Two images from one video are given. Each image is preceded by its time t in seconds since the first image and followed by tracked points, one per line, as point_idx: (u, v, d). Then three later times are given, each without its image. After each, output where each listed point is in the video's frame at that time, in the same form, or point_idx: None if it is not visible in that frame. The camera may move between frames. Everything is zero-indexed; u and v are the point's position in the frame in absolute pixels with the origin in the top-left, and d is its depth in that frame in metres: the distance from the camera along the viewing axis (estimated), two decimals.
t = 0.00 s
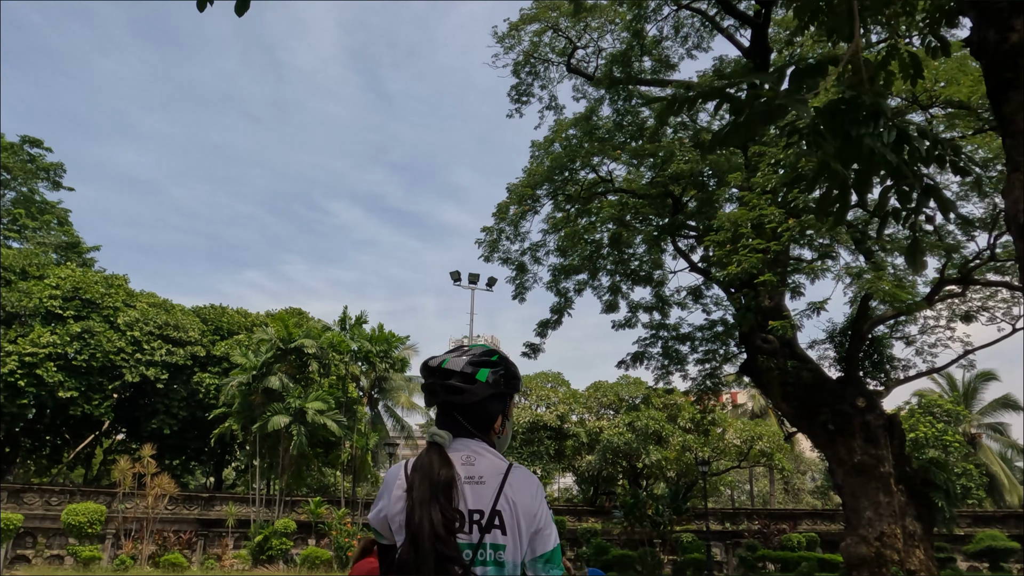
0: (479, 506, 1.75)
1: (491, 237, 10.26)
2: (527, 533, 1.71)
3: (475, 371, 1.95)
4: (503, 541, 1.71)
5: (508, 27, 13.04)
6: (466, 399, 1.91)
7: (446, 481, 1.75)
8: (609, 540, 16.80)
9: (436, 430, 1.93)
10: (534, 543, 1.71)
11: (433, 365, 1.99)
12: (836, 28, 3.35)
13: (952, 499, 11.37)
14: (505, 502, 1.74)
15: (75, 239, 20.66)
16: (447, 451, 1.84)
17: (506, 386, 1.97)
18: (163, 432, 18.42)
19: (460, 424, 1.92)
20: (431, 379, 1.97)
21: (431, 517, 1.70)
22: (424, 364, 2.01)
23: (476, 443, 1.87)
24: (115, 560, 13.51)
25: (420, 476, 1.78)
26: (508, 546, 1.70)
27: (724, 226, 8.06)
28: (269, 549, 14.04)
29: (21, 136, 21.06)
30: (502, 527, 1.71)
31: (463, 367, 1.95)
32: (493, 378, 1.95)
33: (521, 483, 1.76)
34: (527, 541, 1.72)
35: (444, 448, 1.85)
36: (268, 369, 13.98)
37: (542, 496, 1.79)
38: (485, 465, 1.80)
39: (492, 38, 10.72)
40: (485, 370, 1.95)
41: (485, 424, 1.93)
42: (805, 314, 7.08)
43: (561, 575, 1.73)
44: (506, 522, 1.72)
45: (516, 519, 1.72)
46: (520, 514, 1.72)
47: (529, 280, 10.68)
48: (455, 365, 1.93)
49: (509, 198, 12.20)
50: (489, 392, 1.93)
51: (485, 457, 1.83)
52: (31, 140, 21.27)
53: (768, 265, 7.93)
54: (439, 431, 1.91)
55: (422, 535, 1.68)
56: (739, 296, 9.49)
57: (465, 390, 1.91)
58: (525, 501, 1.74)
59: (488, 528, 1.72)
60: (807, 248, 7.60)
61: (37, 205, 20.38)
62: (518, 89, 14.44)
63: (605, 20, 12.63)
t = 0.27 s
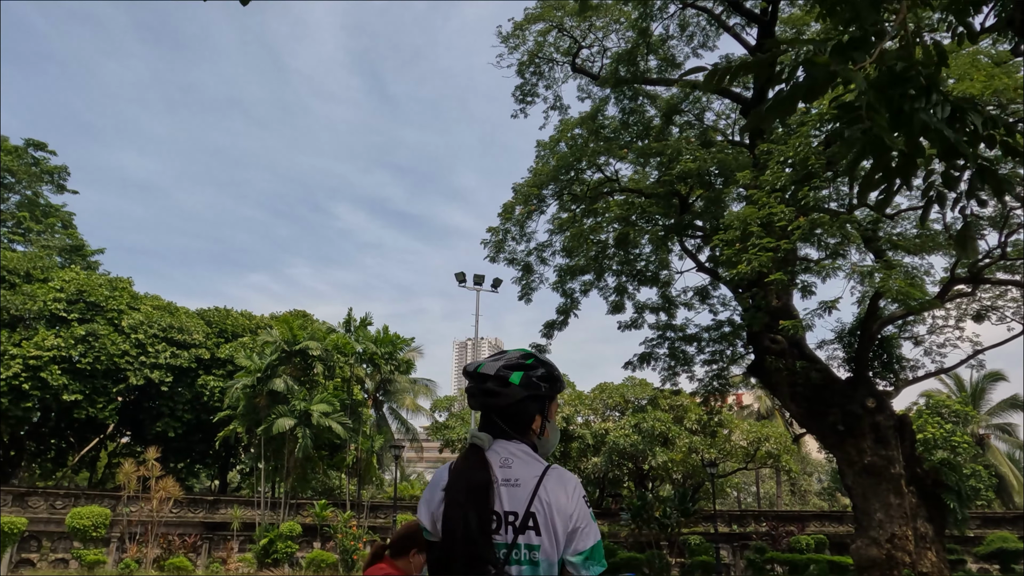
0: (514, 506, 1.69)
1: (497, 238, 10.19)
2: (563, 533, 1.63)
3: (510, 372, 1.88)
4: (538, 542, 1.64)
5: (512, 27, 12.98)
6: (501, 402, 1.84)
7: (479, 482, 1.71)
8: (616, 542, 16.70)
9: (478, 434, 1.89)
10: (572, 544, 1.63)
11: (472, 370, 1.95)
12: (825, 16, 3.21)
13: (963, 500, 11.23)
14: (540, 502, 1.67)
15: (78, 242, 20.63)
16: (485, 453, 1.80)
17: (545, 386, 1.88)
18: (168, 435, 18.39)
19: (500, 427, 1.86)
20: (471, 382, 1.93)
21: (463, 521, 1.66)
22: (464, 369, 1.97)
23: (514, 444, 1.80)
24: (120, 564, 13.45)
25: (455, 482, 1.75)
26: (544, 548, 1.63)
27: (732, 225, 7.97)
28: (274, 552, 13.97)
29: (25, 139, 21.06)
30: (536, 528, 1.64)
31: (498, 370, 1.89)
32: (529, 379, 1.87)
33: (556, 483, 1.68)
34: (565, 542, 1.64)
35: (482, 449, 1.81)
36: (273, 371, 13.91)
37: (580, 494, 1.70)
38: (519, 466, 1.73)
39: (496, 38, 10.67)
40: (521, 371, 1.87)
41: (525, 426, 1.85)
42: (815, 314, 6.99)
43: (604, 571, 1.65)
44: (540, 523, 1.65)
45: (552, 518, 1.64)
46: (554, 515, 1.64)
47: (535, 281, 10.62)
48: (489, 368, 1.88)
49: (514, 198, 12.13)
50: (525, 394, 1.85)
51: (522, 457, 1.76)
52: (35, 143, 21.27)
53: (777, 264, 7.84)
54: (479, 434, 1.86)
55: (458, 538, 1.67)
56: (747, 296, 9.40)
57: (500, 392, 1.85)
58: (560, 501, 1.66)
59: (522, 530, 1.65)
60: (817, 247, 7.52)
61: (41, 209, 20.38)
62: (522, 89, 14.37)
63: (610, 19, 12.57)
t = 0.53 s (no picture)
0: (532, 508, 1.76)
1: (500, 237, 10.12)
2: (581, 535, 1.70)
3: (533, 384, 1.93)
4: (554, 542, 1.70)
5: (514, 25, 12.92)
6: (525, 412, 1.90)
7: (500, 488, 1.79)
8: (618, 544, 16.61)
9: (505, 443, 1.96)
10: (588, 544, 1.70)
11: (498, 380, 2.01)
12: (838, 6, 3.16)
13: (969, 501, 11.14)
14: (557, 505, 1.73)
15: (80, 243, 20.59)
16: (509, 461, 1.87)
17: (568, 396, 1.93)
18: (169, 436, 18.33)
19: (524, 436, 1.91)
20: (497, 393, 1.99)
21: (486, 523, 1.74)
22: (491, 379, 2.04)
23: (536, 453, 1.86)
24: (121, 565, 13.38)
25: (478, 486, 1.83)
26: (561, 547, 1.69)
27: (737, 222, 7.90)
28: (276, 554, 13.89)
29: (27, 140, 21.03)
30: (553, 529, 1.71)
31: (522, 381, 1.94)
32: (551, 390, 1.92)
33: (573, 486, 1.75)
34: (582, 541, 1.71)
35: (507, 457, 1.88)
36: (274, 372, 13.85)
37: (598, 495, 1.75)
38: (539, 472, 1.80)
39: (498, 36, 10.61)
40: (544, 383, 1.92)
41: (547, 435, 1.91)
42: (822, 312, 6.91)
43: (629, 573, 1.73)
44: (558, 525, 1.71)
45: (568, 519, 1.71)
46: (571, 516, 1.71)
47: (538, 280, 10.54)
48: (513, 381, 1.93)
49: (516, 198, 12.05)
50: (548, 404, 1.90)
51: (542, 464, 1.83)
52: (37, 144, 21.24)
53: (783, 262, 7.75)
54: (505, 442, 1.93)
55: (480, 540, 1.74)
56: (752, 295, 9.32)
57: (524, 403, 1.90)
58: (577, 503, 1.73)
59: (539, 531, 1.72)
60: (823, 244, 7.44)
61: (43, 210, 20.34)
62: (525, 88, 14.31)
63: (613, 18, 12.51)
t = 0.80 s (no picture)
0: (540, 520, 1.70)
1: (502, 233, 10.03)
2: (586, 547, 1.63)
3: (544, 400, 1.85)
4: (561, 555, 1.64)
5: (517, 21, 12.85)
6: (537, 428, 1.83)
7: (510, 503, 1.73)
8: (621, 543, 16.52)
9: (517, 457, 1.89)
10: (594, 558, 1.62)
11: (510, 395, 1.95)
12: None
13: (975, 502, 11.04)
14: (564, 517, 1.67)
15: (81, 239, 20.53)
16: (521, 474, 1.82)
17: (581, 411, 1.85)
18: (169, 433, 18.27)
19: (536, 451, 1.85)
20: (509, 407, 1.93)
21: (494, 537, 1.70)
22: (506, 393, 1.98)
23: (547, 466, 1.80)
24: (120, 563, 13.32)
25: (489, 504, 1.79)
26: (567, 561, 1.63)
27: (742, 219, 7.79)
28: (276, 552, 13.82)
29: (28, 136, 20.97)
30: (559, 541, 1.64)
31: (533, 398, 1.87)
32: (561, 406, 1.83)
33: (580, 498, 1.68)
34: (588, 555, 1.63)
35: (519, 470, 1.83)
36: (275, 369, 13.76)
37: (605, 508, 1.68)
38: (548, 484, 1.74)
39: (501, 32, 10.52)
40: (556, 398, 1.84)
41: (559, 448, 1.84)
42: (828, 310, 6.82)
43: None
44: (564, 537, 1.65)
45: (574, 531, 1.65)
46: (577, 529, 1.65)
47: (541, 277, 10.45)
48: (524, 397, 1.86)
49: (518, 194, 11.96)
50: (560, 418, 1.82)
51: (552, 476, 1.77)
52: (38, 140, 21.19)
53: (788, 259, 7.65)
54: (517, 457, 1.86)
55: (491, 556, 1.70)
56: (757, 293, 9.23)
57: (535, 418, 1.83)
58: (584, 515, 1.66)
59: (546, 544, 1.66)
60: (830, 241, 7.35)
61: (44, 206, 20.29)
62: (527, 85, 14.23)
63: (616, 14, 12.43)
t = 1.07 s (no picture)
0: (550, 510, 1.69)
1: (503, 230, 9.96)
2: (594, 534, 1.62)
3: (548, 398, 1.84)
4: (572, 543, 1.63)
5: (520, 16, 12.77)
6: (543, 424, 1.82)
7: (520, 498, 1.73)
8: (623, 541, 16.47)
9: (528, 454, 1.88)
10: (604, 547, 1.61)
11: (518, 397, 1.94)
12: None
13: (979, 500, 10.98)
14: (574, 506, 1.66)
15: (82, 235, 20.49)
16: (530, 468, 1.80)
17: (587, 408, 1.82)
18: (170, 430, 18.24)
19: (545, 447, 1.83)
20: (518, 406, 1.92)
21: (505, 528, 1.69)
22: (515, 395, 1.96)
23: (557, 460, 1.78)
24: (120, 560, 13.28)
25: (500, 500, 1.78)
26: (577, 549, 1.62)
27: (746, 215, 7.72)
28: (276, 549, 13.78)
29: (29, 132, 20.93)
30: (569, 529, 1.63)
31: (538, 397, 1.85)
32: (566, 402, 1.81)
33: (590, 487, 1.66)
34: (598, 544, 1.62)
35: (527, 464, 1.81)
36: (275, 366, 13.70)
37: (614, 498, 1.67)
38: (558, 476, 1.72)
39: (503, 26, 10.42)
40: (562, 395, 1.82)
41: (567, 443, 1.82)
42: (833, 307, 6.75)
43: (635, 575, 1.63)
44: (573, 525, 1.64)
45: (584, 520, 1.63)
46: (586, 518, 1.63)
47: (543, 274, 10.37)
48: (529, 395, 1.85)
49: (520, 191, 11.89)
50: (565, 415, 1.81)
51: (561, 469, 1.75)
52: (39, 136, 21.15)
53: (793, 255, 7.57)
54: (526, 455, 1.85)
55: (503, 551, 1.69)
56: (761, 290, 9.15)
57: (542, 415, 1.82)
58: (593, 504, 1.64)
59: (557, 533, 1.65)
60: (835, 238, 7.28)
61: (45, 202, 20.25)
62: (530, 81, 14.16)
63: (620, 9, 12.36)
